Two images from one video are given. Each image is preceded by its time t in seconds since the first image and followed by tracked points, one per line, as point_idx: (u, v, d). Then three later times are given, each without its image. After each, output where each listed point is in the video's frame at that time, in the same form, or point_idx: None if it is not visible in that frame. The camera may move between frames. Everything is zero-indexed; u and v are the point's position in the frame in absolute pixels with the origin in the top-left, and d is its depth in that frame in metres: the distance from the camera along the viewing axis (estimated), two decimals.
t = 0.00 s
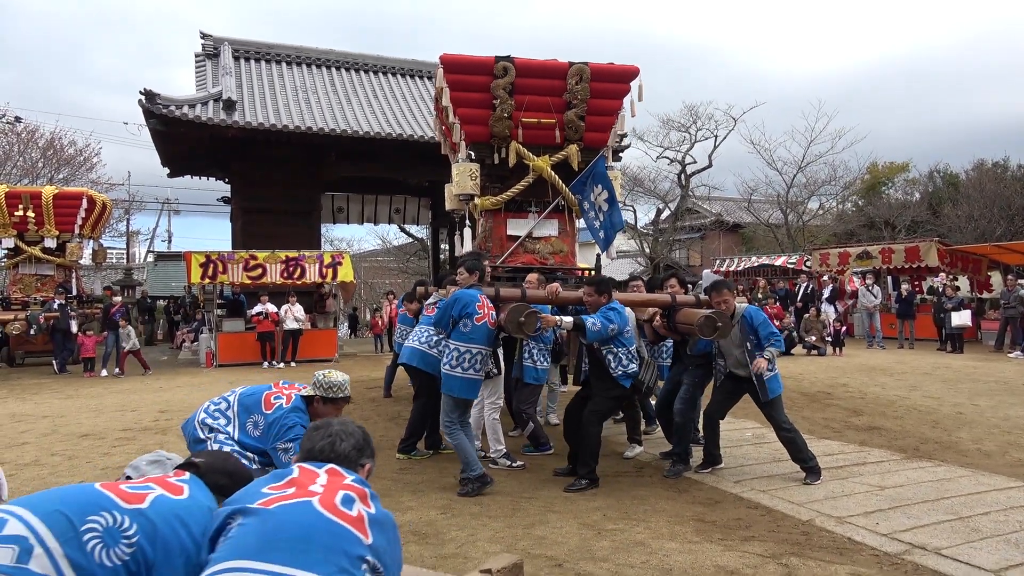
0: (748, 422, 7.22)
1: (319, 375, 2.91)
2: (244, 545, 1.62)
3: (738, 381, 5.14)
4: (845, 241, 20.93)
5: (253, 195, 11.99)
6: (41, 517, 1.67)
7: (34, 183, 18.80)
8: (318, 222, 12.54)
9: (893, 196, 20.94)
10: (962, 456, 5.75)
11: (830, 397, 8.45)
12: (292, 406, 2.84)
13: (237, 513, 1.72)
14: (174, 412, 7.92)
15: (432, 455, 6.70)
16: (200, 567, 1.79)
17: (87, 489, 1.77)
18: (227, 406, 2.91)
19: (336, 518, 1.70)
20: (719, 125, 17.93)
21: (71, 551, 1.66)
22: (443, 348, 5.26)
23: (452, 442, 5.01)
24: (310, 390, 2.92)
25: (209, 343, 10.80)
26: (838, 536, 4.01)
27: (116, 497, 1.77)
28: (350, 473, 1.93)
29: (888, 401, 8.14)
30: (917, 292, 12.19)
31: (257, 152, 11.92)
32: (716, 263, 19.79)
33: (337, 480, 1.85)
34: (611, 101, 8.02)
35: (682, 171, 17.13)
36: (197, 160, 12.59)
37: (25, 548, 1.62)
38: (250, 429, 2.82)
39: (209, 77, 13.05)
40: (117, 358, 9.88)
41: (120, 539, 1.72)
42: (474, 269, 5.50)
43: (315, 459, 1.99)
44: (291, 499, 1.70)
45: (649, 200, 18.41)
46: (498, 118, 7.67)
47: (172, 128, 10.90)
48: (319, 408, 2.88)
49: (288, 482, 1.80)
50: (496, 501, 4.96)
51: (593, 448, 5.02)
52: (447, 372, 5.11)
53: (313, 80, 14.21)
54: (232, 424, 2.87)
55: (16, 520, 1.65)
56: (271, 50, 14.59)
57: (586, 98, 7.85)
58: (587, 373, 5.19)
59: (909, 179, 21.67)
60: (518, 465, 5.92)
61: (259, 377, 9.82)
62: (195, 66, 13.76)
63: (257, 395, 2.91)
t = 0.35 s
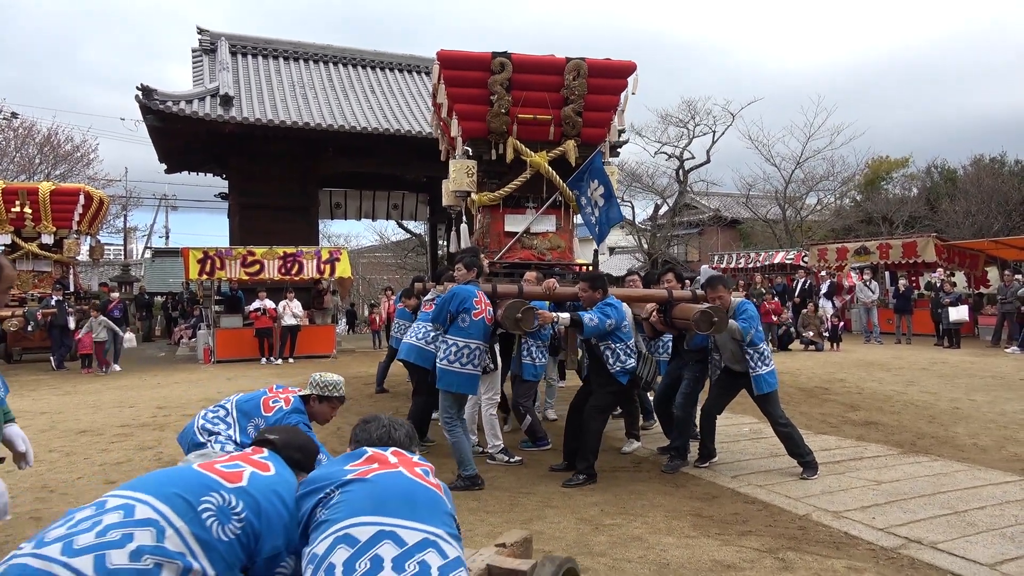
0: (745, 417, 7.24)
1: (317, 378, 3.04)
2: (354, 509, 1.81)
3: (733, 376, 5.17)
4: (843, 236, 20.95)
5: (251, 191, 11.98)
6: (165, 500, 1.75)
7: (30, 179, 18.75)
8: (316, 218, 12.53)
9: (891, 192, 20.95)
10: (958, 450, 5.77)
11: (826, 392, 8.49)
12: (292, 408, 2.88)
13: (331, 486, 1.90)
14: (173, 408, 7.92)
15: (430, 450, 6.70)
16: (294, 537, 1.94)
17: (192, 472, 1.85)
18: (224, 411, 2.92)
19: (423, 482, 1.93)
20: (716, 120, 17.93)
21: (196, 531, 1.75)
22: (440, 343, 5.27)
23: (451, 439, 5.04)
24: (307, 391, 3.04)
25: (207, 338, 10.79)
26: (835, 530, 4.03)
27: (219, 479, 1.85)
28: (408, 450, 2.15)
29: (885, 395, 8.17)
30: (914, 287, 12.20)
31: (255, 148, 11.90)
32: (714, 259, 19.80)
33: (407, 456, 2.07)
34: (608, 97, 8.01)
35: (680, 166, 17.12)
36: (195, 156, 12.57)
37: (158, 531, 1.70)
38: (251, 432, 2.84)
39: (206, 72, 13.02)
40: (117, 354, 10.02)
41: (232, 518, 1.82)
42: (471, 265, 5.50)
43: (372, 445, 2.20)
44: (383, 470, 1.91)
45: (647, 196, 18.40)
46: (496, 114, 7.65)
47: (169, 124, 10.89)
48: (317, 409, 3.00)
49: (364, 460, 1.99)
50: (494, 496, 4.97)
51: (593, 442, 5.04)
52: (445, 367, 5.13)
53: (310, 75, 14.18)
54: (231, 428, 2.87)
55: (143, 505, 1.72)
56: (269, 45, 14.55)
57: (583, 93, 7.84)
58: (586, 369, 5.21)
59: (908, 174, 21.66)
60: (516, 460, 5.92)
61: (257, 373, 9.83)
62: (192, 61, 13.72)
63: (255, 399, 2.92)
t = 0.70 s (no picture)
0: (741, 412, 7.26)
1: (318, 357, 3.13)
2: (415, 483, 1.93)
3: (729, 373, 5.18)
4: (838, 232, 21.01)
5: (246, 187, 11.95)
6: (260, 464, 1.86)
7: (24, 176, 18.67)
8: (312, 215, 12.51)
9: (887, 188, 20.99)
10: (953, 445, 5.79)
11: (822, 387, 8.53)
12: (298, 386, 2.92)
13: (396, 466, 2.05)
14: (169, 406, 7.91)
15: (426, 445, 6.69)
16: (360, 511, 2.08)
17: (273, 447, 1.98)
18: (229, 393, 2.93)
19: (478, 455, 2.05)
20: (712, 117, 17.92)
21: (289, 493, 1.86)
22: (438, 338, 5.30)
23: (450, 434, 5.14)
24: (310, 369, 3.15)
25: (203, 336, 10.78)
26: (830, 525, 4.04)
27: (298, 453, 1.98)
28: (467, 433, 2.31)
29: (879, 390, 8.21)
30: (909, 282, 12.23)
31: (251, 145, 11.86)
32: (710, 255, 19.83)
33: (462, 434, 2.21)
34: (605, 93, 8.01)
35: (676, 162, 17.12)
36: (190, 153, 12.54)
37: (260, 488, 1.81)
38: (258, 412, 2.86)
39: (201, 69, 12.97)
40: (112, 351, 10.07)
41: (314, 486, 1.95)
42: (468, 262, 5.48)
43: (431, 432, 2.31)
44: (438, 448, 2.05)
45: (643, 192, 18.41)
46: (492, 110, 7.64)
47: (164, 121, 10.85)
48: (319, 386, 3.15)
49: (424, 442, 2.14)
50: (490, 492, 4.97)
51: (594, 437, 5.06)
52: (442, 363, 5.19)
53: (306, 72, 14.15)
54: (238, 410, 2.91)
55: (242, 468, 1.83)
56: (264, 42, 14.50)
57: (580, 90, 7.84)
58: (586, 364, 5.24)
59: (903, 170, 21.70)
60: (512, 456, 5.92)
61: (254, 370, 9.83)
62: (187, 58, 13.67)
63: (261, 379, 2.95)
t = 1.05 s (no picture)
0: (737, 409, 7.28)
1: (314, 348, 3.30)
2: (447, 458, 2.01)
3: (728, 367, 5.19)
4: (833, 229, 21.09)
5: (241, 186, 11.93)
6: (326, 438, 1.89)
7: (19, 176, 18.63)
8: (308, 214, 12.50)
9: (882, 184, 21.05)
10: (947, 440, 5.82)
11: (817, 383, 8.55)
12: (293, 371, 3.10)
13: (437, 443, 2.11)
14: (164, 406, 7.90)
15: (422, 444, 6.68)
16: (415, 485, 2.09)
17: (332, 425, 2.00)
18: (225, 376, 3.10)
19: (501, 413, 2.09)
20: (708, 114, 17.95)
21: (351, 465, 1.88)
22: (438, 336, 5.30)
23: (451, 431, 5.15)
24: (306, 359, 3.30)
25: (199, 335, 10.77)
26: (825, 520, 4.06)
27: (357, 432, 2.01)
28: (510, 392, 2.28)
29: (875, 386, 8.23)
30: (903, 279, 12.28)
31: (246, 144, 11.84)
32: (705, 252, 19.87)
33: (493, 397, 2.23)
34: (601, 91, 8.02)
35: (671, 160, 17.14)
36: (185, 152, 12.52)
37: (327, 458, 1.82)
38: (254, 393, 3.06)
39: (195, 68, 12.94)
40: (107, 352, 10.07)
41: (372, 462, 1.95)
42: (466, 260, 5.46)
43: (479, 393, 2.38)
44: (465, 418, 2.12)
45: (639, 190, 18.44)
46: (489, 108, 7.63)
47: (158, 120, 10.83)
48: (314, 375, 3.30)
49: (459, 412, 2.20)
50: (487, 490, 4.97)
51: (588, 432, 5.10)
52: (444, 361, 5.19)
53: (301, 70, 14.13)
54: (235, 392, 3.07)
55: (311, 440, 1.87)
56: (258, 40, 14.47)
57: (576, 88, 7.85)
58: (582, 361, 5.27)
59: (898, 166, 21.77)
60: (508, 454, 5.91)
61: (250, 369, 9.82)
62: (181, 57, 13.63)
63: (256, 364, 3.14)
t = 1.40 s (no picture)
0: (731, 412, 7.29)
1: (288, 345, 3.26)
2: (491, 445, 2.22)
3: (724, 370, 5.18)
4: (827, 232, 21.15)
5: (235, 190, 11.91)
6: (393, 433, 2.07)
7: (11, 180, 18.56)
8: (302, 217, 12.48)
9: (875, 188, 21.12)
10: (940, 443, 5.83)
11: (812, 386, 8.56)
12: (270, 371, 3.19)
13: (477, 428, 2.33)
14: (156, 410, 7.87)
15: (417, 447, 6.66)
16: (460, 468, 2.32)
17: (387, 418, 2.18)
18: (203, 380, 3.18)
19: (539, 400, 2.29)
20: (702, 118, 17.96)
21: (416, 454, 2.08)
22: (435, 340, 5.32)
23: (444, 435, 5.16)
24: (283, 357, 3.28)
25: (192, 339, 10.73)
26: (818, 524, 4.07)
27: (412, 423, 2.21)
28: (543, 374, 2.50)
29: (868, 390, 8.24)
30: (897, 282, 12.31)
31: (240, 147, 11.83)
32: (700, 255, 19.89)
33: (526, 382, 2.44)
34: (597, 94, 8.03)
35: (666, 163, 17.16)
36: (179, 155, 12.50)
37: (399, 452, 2.00)
38: (234, 395, 3.18)
39: (189, 71, 12.93)
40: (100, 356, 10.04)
41: (431, 449, 2.17)
42: (463, 262, 5.46)
43: (509, 376, 2.55)
44: (502, 405, 2.32)
45: (633, 193, 18.47)
46: (485, 112, 7.63)
47: (152, 122, 10.82)
48: (292, 373, 3.28)
49: (494, 399, 2.41)
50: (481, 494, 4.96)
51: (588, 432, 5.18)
52: (439, 365, 5.21)
53: (295, 73, 14.12)
54: (215, 394, 3.18)
55: (381, 436, 2.03)
56: (253, 43, 14.46)
57: (572, 91, 7.85)
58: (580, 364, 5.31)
59: (892, 169, 21.88)
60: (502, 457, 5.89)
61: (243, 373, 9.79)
62: (175, 59, 13.61)
63: (233, 364, 3.22)
